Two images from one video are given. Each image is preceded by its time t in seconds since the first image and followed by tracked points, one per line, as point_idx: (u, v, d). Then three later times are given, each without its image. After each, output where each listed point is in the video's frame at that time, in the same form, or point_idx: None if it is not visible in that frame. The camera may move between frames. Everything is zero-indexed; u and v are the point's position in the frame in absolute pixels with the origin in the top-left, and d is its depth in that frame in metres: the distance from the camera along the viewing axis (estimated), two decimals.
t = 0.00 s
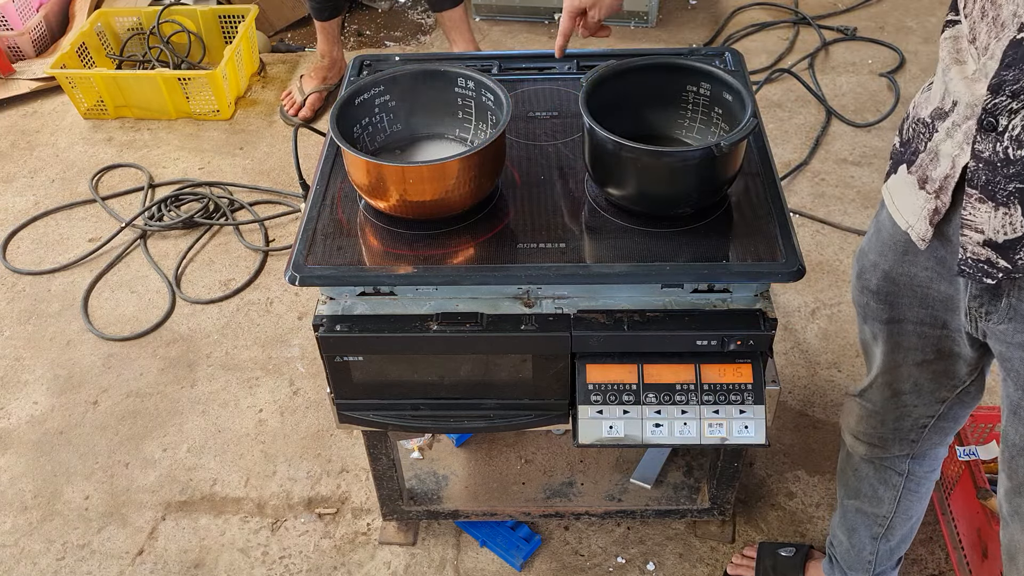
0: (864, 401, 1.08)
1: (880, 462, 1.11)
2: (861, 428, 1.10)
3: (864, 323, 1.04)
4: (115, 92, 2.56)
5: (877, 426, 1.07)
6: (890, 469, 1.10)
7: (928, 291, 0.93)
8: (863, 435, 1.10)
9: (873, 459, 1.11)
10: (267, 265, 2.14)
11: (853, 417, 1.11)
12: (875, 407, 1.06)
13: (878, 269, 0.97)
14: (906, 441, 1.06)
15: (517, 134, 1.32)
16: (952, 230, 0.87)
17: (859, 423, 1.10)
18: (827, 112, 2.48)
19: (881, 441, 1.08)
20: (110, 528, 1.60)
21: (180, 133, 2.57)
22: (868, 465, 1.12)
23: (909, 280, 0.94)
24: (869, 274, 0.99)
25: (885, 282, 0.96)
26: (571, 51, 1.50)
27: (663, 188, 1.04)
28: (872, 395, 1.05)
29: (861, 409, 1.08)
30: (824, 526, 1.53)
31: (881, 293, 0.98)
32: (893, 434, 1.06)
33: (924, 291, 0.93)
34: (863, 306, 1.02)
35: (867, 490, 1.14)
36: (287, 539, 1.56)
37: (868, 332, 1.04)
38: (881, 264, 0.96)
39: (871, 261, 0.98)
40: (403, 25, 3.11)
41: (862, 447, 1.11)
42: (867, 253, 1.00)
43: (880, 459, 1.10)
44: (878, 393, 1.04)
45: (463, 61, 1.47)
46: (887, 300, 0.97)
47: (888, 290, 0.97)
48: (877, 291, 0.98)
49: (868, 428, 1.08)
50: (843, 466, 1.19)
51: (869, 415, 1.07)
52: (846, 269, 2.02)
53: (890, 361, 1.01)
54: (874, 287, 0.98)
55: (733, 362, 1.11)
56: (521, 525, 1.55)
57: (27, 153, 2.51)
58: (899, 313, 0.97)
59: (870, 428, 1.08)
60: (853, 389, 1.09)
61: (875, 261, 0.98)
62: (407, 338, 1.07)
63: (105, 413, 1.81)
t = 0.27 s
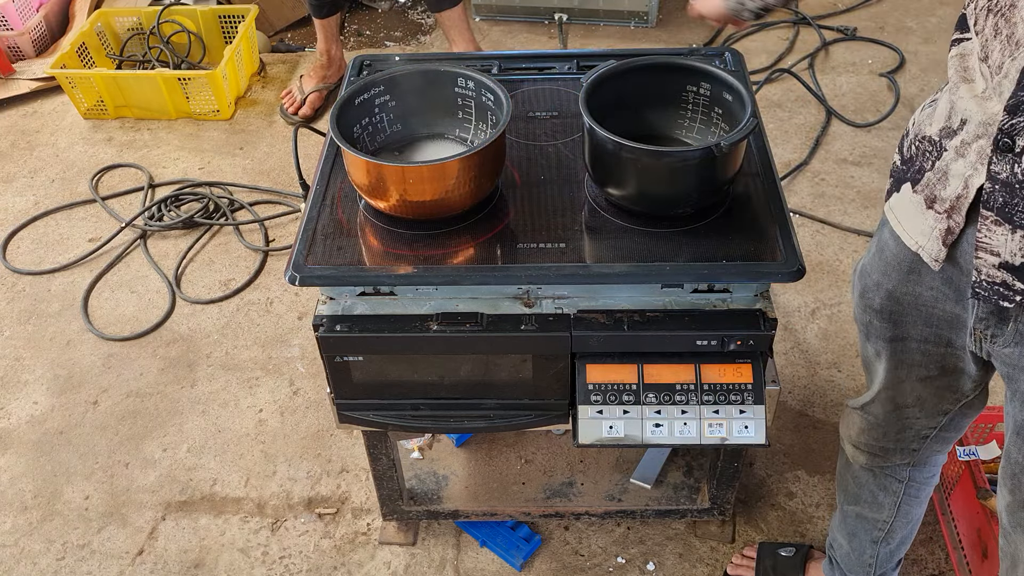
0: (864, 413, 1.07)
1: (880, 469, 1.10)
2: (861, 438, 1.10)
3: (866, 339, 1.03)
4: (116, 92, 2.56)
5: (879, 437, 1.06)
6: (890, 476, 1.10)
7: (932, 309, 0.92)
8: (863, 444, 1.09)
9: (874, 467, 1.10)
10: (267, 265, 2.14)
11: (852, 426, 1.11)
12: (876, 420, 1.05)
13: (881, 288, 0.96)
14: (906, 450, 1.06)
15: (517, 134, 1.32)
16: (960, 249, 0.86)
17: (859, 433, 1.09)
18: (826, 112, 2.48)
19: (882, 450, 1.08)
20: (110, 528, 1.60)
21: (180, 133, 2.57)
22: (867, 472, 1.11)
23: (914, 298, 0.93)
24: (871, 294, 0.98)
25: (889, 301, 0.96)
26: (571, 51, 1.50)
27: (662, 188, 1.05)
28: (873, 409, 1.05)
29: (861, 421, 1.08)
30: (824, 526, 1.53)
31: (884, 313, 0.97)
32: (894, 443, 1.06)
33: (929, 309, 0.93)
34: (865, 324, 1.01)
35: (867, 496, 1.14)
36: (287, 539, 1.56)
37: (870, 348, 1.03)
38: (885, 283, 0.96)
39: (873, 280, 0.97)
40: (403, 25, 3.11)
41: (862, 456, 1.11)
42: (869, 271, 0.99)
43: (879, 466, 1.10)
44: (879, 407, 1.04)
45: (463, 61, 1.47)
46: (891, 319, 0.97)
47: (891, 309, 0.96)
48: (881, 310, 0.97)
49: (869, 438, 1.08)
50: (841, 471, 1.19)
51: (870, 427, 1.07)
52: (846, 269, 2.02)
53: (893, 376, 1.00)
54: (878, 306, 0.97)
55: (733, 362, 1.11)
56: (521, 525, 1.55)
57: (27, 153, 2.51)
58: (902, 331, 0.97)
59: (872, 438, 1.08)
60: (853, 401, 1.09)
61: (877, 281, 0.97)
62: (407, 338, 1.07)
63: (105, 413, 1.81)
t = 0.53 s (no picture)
0: (880, 425, 1.03)
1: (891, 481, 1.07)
2: (874, 450, 1.06)
3: (885, 356, 0.99)
4: (116, 92, 2.56)
5: (892, 450, 1.03)
6: (901, 489, 1.06)
7: (954, 334, 0.88)
8: (875, 457, 1.06)
9: (884, 479, 1.07)
10: (267, 266, 2.14)
11: (865, 437, 1.07)
12: (891, 434, 1.01)
13: (903, 307, 0.92)
14: (919, 465, 1.02)
15: (517, 134, 1.32)
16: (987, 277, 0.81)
17: (873, 445, 1.06)
18: (826, 112, 2.48)
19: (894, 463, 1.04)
20: (110, 528, 1.60)
21: (180, 133, 2.57)
22: (878, 483, 1.08)
23: (937, 321, 0.89)
24: (894, 312, 0.94)
25: (911, 321, 0.92)
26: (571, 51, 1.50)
27: (662, 188, 1.05)
28: (889, 422, 1.01)
29: (875, 433, 1.04)
30: (824, 526, 1.53)
31: (906, 331, 0.93)
32: (907, 458, 1.02)
33: (949, 333, 0.89)
34: (885, 341, 0.97)
35: (874, 505, 1.11)
36: (287, 539, 1.56)
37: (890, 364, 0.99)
38: (908, 302, 0.92)
39: (898, 299, 0.93)
40: (403, 25, 3.11)
41: (874, 466, 1.07)
42: (893, 289, 0.95)
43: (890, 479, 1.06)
44: (896, 421, 1.00)
45: (463, 61, 1.47)
46: (911, 339, 0.93)
47: (913, 329, 0.92)
48: (902, 329, 0.93)
49: (882, 451, 1.04)
50: (849, 476, 1.17)
51: (884, 440, 1.03)
52: (846, 269, 2.03)
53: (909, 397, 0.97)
54: (899, 324, 0.94)
55: (734, 362, 1.11)
56: (521, 525, 1.55)
57: (27, 153, 2.51)
58: (923, 352, 0.93)
59: (884, 451, 1.04)
60: (869, 412, 1.05)
61: (901, 299, 0.93)
62: (407, 338, 1.07)
63: (105, 413, 1.81)
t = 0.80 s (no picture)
0: (912, 460, 0.91)
1: (913, 514, 0.96)
2: (902, 482, 0.94)
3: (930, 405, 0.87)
4: (116, 92, 2.56)
5: (919, 486, 0.91)
6: (923, 521, 0.96)
7: (1002, 412, 0.78)
8: (901, 488, 0.95)
9: (907, 508, 0.96)
10: (267, 266, 2.14)
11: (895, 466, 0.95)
12: (922, 473, 0.90)
13: (959, 367, 0.81)
14: (945, 507, 0.90)
15: (518, 134, 1.32)
16: None
17: (901, 478, 0.94)
18: (826, 112, 2.48)
19: (920, 500, 0.93)
20: (110, 528, 1.60)
21: (180, 133, 2.57)
22: (898, 509, 0.97)
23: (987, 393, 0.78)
24: (947, 369, 0.82)
25: (962, 384, 0.80)
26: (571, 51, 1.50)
27: (662, 187, 1.05)
28: (923, 460, 0.89)
29: (905, 466, 0.93)
30: (824, 527, 1.53)
31: (955, 392, 0.82)
32: (933, 496, 0.90)
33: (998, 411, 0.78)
34: (932, 393, 0.85)
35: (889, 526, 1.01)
36: (287, 539, 1.56)
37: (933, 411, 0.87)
38: (965, 363, 0.80)
39: (953, 357, 0.81)
40: (403, 25, 3.11)
41: (898, 496, 0.96)
42: (951, 343, 0.82)
43: (912, 511, 0.95)
44: (929, 463, 0.88)
45: (463, 61, 1.47)
46: (959, 401, 0.81)
47: (963, 393, 0.81)
48: (951, 389, 0.82)
49: (909, 483, 0.93)
50: (869, 488, 1.06)
51: (913, 476, 0.92)
52: (846, 269, 2.03)
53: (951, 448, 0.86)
54: (949, 383, 0.82)
55: (734, 362, 1.11)
56: (521, 525, 1.55)
57: (27, 153, 2.51)
58: (970, 418, 0.81)
59: (912, 484, 0.92)
60: (903, 441, 0.93)
61: (957, 358, 0.81)
62: (407, 338, 1.07)
63: (105, 412, 1.81)
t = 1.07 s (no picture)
0: None
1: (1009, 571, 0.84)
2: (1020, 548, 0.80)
3: None
4: (116, 92, 2.56)
5: None
6: None
7: None
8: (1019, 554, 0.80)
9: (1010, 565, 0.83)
10: (267, 265, 2.14)
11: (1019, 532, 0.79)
12: None
13: None
14: None
15: (518, 134, 1.32)
16: None
17: None
18: (826, 111, 2.48)
19: None
20: (110, 528, 1.60)
21: (180, 133, 2.57)
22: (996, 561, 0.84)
23: None
24: None
25: None
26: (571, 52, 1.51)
27: (663, 187, 1.05)
28: None
29: None
30: (824, 527, 1.53)
31: None
32: None
33: None
34: None
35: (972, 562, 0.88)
36: (287, 539, 1.56)
37: None
38: None
39: None
40: (403, 25, 3.11)
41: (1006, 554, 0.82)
42: None
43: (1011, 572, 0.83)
44: None
45: (463, 61, 1.47)
46: None
47: None
48: None
49: None
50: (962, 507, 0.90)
51: None
52: (846, 269, 2.03)
53: None
54: None
55: (734, 362, 1.11)
56: (521, 525, 1.55)
57: (27, 153, 2.51)
58: None
59: None
60: None
61: None
62: (407, 338, 1.07)
63: (105, 412, 1.81)
